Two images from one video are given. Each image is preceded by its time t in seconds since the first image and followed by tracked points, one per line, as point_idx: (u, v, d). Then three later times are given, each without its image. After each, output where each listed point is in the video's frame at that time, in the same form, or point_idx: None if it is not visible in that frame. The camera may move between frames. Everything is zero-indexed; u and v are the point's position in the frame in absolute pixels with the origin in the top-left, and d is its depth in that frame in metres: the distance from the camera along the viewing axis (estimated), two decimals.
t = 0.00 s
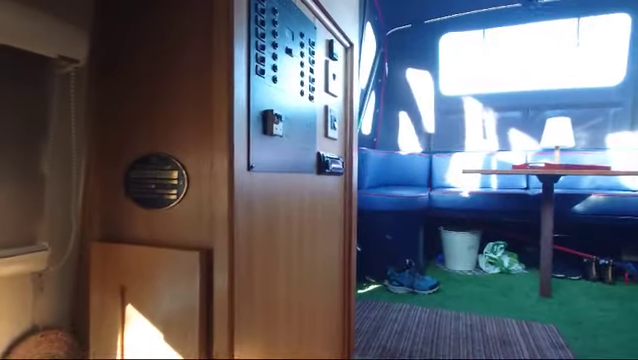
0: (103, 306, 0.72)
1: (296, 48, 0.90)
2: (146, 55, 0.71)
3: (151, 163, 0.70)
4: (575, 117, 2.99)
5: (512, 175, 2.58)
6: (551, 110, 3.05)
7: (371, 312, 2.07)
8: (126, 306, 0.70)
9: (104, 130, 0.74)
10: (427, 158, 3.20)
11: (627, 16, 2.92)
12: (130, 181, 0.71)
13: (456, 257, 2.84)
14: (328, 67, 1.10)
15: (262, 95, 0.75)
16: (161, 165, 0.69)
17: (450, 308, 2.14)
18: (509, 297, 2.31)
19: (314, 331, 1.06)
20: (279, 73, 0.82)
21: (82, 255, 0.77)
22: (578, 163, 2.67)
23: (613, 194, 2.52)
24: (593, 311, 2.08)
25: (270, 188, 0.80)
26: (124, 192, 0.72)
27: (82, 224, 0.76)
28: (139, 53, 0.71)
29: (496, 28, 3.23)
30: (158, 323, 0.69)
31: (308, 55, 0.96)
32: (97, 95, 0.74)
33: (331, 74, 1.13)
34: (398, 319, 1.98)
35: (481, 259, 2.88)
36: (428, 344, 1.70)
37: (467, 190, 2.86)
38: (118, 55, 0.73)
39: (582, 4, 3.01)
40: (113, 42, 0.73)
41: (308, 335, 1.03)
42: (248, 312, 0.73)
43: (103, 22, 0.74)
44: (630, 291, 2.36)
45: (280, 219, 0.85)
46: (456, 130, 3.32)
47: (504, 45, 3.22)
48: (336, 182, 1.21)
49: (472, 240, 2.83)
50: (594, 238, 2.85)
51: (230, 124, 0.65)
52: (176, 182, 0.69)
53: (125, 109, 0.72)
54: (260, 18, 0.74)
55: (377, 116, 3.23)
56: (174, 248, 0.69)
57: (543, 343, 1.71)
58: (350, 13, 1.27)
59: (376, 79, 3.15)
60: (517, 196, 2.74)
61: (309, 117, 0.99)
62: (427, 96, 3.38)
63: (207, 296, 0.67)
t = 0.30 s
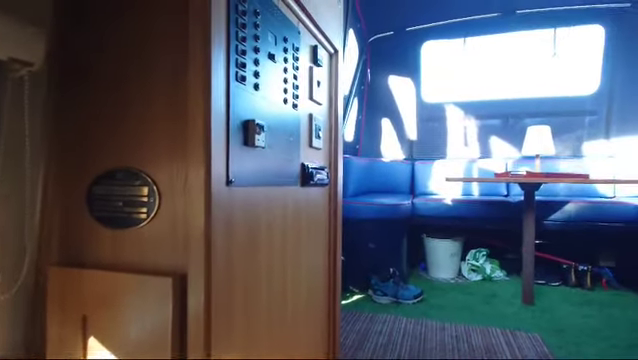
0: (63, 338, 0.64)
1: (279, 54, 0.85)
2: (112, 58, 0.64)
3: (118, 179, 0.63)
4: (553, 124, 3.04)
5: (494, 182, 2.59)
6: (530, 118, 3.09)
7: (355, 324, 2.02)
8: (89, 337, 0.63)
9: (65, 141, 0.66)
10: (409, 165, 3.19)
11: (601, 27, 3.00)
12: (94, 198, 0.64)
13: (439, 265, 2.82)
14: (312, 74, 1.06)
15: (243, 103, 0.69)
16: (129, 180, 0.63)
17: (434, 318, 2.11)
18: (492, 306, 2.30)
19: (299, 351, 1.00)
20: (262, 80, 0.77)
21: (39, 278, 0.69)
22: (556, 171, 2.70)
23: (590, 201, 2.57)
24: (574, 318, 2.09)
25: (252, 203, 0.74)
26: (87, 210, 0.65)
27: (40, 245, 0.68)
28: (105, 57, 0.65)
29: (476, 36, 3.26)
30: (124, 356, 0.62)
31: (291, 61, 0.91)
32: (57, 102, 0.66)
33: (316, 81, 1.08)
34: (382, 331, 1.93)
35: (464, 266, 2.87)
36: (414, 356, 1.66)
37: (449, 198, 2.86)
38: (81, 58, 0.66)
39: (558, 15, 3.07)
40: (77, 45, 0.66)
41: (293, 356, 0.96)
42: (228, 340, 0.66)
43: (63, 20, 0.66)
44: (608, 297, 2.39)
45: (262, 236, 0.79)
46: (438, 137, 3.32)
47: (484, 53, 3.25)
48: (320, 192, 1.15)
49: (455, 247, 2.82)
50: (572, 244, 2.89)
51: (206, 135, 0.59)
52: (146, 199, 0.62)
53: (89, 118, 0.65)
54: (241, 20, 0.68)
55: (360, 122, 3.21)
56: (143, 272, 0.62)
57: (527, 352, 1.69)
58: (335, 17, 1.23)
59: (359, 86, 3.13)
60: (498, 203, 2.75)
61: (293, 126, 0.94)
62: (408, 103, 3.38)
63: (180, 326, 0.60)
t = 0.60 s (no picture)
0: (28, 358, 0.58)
1: (265, 54, 0.81)
2: (87, 56, 0.60)
3: (92, 184, 0.58)
4: (531, 130, 3.10)
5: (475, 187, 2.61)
6: (509, 124, 3.15)
7: (340, 332, 1.98)
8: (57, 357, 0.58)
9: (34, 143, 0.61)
10: (392, 170, 3.20)
11: (576, 36, 3.09)
12: (64, 206, 0.59)
13: (422, 269, 2.83)
14: (298, 76, 1.03)
15: (228, 104, 0.66)
16: (103, 186, 0.58)
17: (419, 323, 2.09)
18: (475, 310, 2.31)
19: None
20: (247, 81, 0.74)
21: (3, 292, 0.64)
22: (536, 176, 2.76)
23: (568, 205, 2.62)
24: (555, 321, 2.12)
25: (236, 209, 0.70)
26: (57, 218, 0.60)
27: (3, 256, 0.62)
28: (80, 55, 0.60)
29: (457, 43, 3.30)
30: None
31: (277, 62, 0.88)
32: (24, 101, 0.61)
33: (302, 84, 1.05)
34: (368, 338, 1.90)
35: (446, 270, 2.88)
36: None
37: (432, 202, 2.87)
38: (52, 55, 0.61)
39: (535, 23, 3.15)
40: (47, 41, 0.61)
41: None
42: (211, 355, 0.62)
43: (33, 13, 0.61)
44: (586, 299, 2.43)
45: (248, 244, 0.75)
46: (420, 141, 3.35)
47: (464, 60, 3.30)
48: (306, 197, 1.12)
49: (438, 252, 2.83)
50: (551, 246, 2.95)
51: (189, 138, 0.55)
52: (122, 206, 0.57)
53: (60, 119, 0.60)
54: (226, 17, 0.65)
55: (343, 127, 3.20)
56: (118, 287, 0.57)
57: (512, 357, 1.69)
58: (321, 19, 1.21)
59: (342, 90, 3.13)
60: (480, 207, 2.78)
61: (279, 129, 0.91)
62: (391, 108, 3.39)
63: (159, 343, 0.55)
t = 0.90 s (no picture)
0: None
1: (258, 56, 0.80)
2: (74, 56, 0.57)
3: (79, 189, 0.55)
4: (509, 135, 3.19)
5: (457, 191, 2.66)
6: (488, 129, 3.24)
7: (326, 337, 1.97)
8: None
9: (14, 146, 0.58)
10: (374, 174, 3.22)
11: (550, 45, 3.21)
12: (49, 212, 0.56)
13: (405, 273, 2.85)
14: (288, 79, 1.02)
15: (222, 106, 0.64)
16: (92, 191, 0.55)
17: (404, 327, 2.10)
18: (458, 312, 2.35)
19: None
20: (241, 83, 0.72)
21: None
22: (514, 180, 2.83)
23: (546, 208, 2.70)
24: (535, 322, 2.17)
25: (230, 213, 0.68)
26: (41, 224, 0.56)
27: None
28: (66, 54, 0.57)
29: (437, 50, 3.37)
30: None
31: (269, 65, 0.87)
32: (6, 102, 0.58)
33: (292, 87, 1.05)
34: (354, 343, 1.89)
35: (429, 273, 2.91)
36: None
37: (415, 206, 2.91)
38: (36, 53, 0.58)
39: (512, 32, 3.25)
40: (32, 37, 0.58)
41: None
42: None
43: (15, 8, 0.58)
44: (563, 299, 2.51)
45: (241, 248, 0.73)
46: (402, 146, 3.39)
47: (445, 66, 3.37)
48: (296, 201, 1.10)
49: (420, 255, 2.86)
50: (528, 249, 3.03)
51: (186, 142, 0.53)
52: (113, 212, 0.55)
53: (44, 121, 0.57)
54: (221, 17, 0.63)
55: (326, 131, 3.22)
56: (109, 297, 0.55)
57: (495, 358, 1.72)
58: (310, 23, 1.21)
59: (325, 95, 3.14)
60: (461, 211, 2.84)
61: (271, 132, 0.90)
62: (373, 112, 3.43)
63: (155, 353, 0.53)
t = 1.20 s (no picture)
0: None
1: (250, 62, 0.80)
2: (70, 61, 0.56)
3: (71, 198, 0.54)
4: (484, 141, 3.29)
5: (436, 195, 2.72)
6: (464, 135, 3.33)
7: (309, 342, 1.95)
8: None
9: (4, 151, 0.57)
10: (354, 178, 3.25)
11: (522, 54, 3.34)
12: (37, 222, 0.55)
13: (385, 277, 2.88)
14: (278, 85, 1.02)
15: (218, 114, 0.64)
16: (86, 199, 0.54)
17: (386, 330, 2.12)
18: (437, 314, 2.39)
19: None
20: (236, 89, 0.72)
21: None
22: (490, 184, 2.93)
23: (519, 212, 2.80)
24: (511, 323, 2.23)
25: (225, 221, 0.67)
26: (30, 233, 0.55)
27: None
28: (59, 59, 0.56)
29: (415, 57, 3.43)
30: None
31: (261, 71, 0.87)
32: None
33: (281, 93, 1.04)
34: (337, 348, 1.89)
35: (408, 277, 2.95)
36: None
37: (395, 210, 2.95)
38: (29, 58, 0.57)
39: (486, 41, 3.36)
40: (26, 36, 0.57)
41: None
42: None
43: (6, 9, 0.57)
44: (536, 300, 2.60)
45: (235, 254, 0.73)
46: (382, 150, 3.43)
47: (422, 73, 3.44)
48: (284, 207, 1.10)
49: (400, 259, 2.90)
50: (502, 251, 3.12)
51: (186, 150, 0.53)
52: (107, 222, 0.54)
53: (36, 127, 0.56)
54: (218, 24, 0.63)
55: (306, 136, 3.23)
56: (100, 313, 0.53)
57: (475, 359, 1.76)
58: (297, 28, 1.21)
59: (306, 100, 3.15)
60: (439, 215, 2.89)
61: (262, 139, 0.89)
62: (353, 117, 3.45)
63: None
